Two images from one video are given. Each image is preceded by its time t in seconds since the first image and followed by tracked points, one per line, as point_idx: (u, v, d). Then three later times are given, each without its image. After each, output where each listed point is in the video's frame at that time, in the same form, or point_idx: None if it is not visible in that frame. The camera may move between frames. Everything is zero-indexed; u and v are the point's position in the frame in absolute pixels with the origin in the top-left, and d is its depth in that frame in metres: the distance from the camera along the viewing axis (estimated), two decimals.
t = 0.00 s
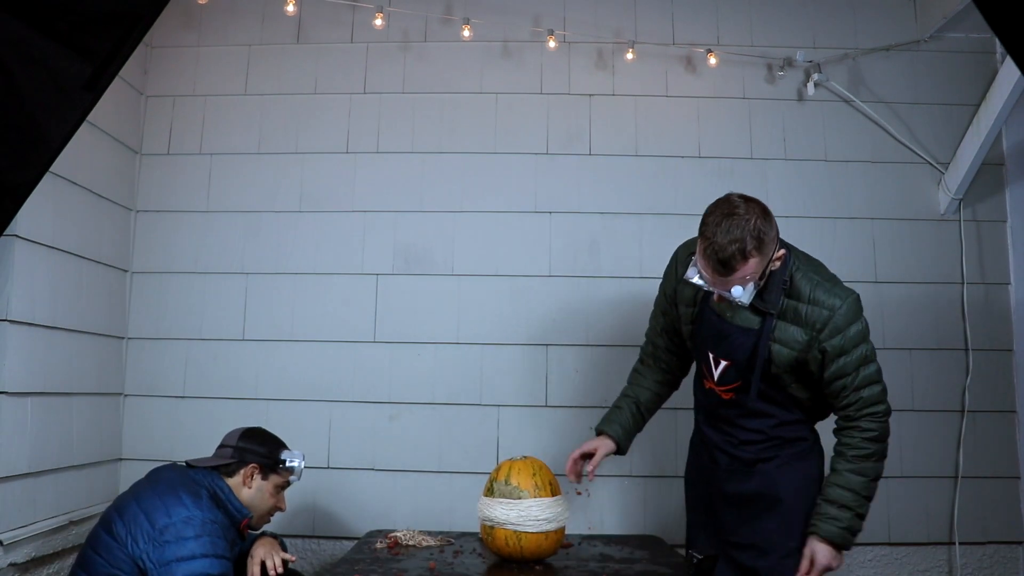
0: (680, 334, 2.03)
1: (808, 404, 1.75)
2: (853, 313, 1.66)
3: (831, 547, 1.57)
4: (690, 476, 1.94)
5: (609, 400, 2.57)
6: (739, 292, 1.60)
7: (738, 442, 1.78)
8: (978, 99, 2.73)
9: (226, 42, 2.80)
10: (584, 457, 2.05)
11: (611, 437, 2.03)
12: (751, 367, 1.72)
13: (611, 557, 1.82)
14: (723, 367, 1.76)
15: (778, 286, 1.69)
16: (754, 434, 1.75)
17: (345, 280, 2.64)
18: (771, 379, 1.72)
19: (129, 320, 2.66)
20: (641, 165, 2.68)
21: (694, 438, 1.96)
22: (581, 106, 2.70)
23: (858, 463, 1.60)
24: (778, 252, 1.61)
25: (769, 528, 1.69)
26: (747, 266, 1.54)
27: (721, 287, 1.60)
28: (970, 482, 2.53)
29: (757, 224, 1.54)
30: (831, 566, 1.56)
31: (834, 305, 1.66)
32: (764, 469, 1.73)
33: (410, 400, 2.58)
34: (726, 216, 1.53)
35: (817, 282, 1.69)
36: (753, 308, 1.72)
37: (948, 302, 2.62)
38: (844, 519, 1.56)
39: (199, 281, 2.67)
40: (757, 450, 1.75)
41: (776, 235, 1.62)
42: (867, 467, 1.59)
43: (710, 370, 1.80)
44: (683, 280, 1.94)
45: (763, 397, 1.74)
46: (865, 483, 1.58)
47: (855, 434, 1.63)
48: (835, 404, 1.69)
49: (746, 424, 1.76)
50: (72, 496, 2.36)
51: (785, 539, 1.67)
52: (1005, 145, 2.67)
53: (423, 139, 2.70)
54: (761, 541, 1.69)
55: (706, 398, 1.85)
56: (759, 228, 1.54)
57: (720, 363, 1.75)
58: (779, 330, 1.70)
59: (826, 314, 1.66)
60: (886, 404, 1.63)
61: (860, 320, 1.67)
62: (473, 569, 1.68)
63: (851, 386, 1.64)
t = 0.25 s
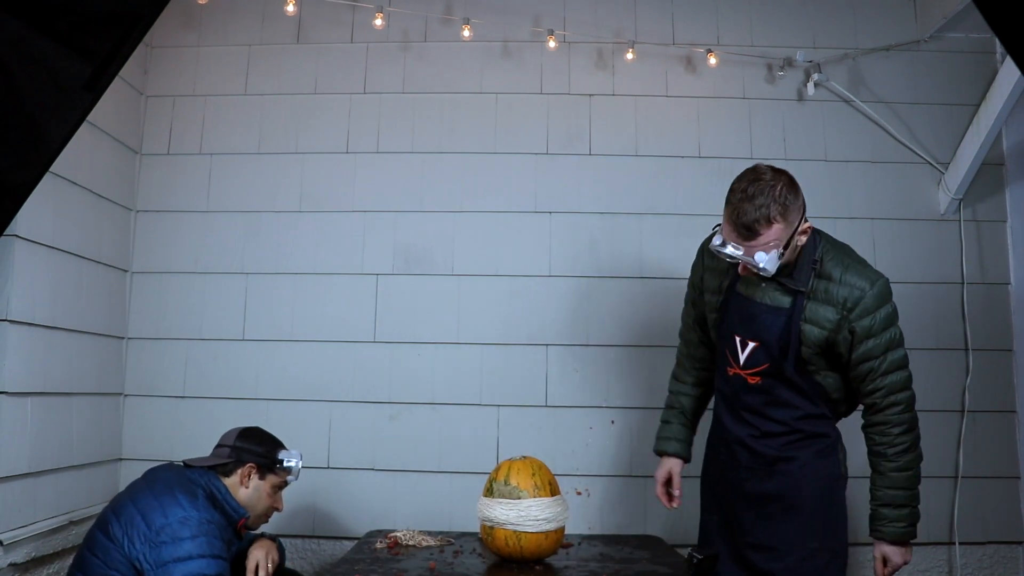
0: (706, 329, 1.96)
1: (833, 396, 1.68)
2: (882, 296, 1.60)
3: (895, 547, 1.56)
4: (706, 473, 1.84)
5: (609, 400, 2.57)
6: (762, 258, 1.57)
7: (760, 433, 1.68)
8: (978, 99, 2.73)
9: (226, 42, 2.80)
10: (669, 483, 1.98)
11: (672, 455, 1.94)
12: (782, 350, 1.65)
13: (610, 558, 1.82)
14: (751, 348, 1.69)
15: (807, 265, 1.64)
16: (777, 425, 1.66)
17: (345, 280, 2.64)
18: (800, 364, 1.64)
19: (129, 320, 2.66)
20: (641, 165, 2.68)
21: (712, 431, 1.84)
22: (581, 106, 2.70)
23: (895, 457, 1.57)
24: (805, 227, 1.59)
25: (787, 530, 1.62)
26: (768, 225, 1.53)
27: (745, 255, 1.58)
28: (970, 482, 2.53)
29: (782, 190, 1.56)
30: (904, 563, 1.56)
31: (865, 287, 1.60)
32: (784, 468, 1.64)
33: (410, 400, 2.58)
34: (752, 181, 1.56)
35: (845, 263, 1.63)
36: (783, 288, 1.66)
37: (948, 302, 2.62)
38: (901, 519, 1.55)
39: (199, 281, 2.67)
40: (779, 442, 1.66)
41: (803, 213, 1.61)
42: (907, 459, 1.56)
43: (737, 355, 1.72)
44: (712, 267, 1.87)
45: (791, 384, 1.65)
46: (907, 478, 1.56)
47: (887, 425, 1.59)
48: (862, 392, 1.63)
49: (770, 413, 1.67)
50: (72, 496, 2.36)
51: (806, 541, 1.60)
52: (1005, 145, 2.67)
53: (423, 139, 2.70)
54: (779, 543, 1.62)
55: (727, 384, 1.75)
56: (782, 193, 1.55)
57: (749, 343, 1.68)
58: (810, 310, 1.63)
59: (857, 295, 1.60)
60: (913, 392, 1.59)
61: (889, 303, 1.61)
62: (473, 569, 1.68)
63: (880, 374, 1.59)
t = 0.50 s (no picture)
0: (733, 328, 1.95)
1: (856, 389, 1.65)
2: (906, 281, 1.60)
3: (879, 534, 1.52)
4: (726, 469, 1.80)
5: (609, 400, 2.57)
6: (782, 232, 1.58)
7: (783, 424, 1.64)
8: (978, 99, 2.73)
9: (226, 41, 2.80)
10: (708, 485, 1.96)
11: (710, 455, 1.92)
12: (808, 336, 1.64)
13: (611, 558, 1.82)
14: (777, 335, 1.68)
15: (831, 249, 1.66)
16: (800, 415, 1.63)
17: (345, 280, 2.64)
18: (826, 352, 1.62)
19: (129, 320, 2.66)
20: (641, 165, 2.68)
21: (733, 428, 1.79)
22: (581, 106, 2.70)
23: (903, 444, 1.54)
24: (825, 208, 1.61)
25: (810, 527, 1.58)
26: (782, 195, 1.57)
27: (764, 227, 1.60)
28: (970, 482, 2.53)
29: (799, 165, 1.61)
30: (884, 552, 1.51)
31: (889, 271, 1.61)
32: (808, 461, 1.60)
33: (410, 400, 2.58)
34: (770, 158, 1.63)
35: (869, 249, 1.64)
36: (809, 273, 1.67)
37: (948, 302, 2.61)
38: (892, 504, 1.51)
39: (199, 281, 2.67)
40: (803, 434, 1.62)
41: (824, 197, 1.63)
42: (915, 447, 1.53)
43: (763, 343, 1.70)
44: (738, 265, 1.87)
45: (817, 372, 1.63)
46: (911, 466, 1.52)
47: (898, 412, 1.57)
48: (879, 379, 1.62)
49: (795, 403, 1.63)
50: (72, 496, 2.36)
51: (829, 538, 1.56)
52: (1005, 145, 2.67)
53: (423, 139, 2.70)
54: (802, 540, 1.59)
55: (750, 374, 1.72)
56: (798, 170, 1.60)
57: (776, 329, 1.67)
58: (836, 294, 1.63)
59: (882, 278, 1.60)
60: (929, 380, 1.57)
61: (913, 290, 1.61)
62: (473, 569, 1.68)
63: (897, 358, 1.58)
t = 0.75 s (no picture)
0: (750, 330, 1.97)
1: (871, 383, 1.65)
2: (922, 273, 1.61)
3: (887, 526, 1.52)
4: (739, 465, 1.81)
5: (610, 401, 2.57)
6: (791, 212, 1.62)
7: (797, 416, 1.65)
8: (978, 99, 2.72)
9: (226, 42, 2.80)
10: (705, 484, 1.95)
11: (712, 453, 1.92)
12: (824, 325, 1.66)
13: (611, 558, 1.82)
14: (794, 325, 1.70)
15: (848, 241, 1.68)
16: (814, 407, 1.63)
17: (345, 280, 2.64)
18: (842, 342, 1.64)
19: (129, 320, 2.66)
20: (641, 165, 2.68)
21: (747, 423, 1.80)
22: (581, 106, 2.70)
23: (913, 436, 1.53)
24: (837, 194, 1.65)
25: (818, 524, 1.58)
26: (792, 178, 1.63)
27: (774, 212, 1.65)
28: (970, 482, 2.53)
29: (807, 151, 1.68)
30: (892, 545, 1.50)
31: (905, 262, 1.61)
32: (820, 455, 1.60)
33: (410, 400, 2.58)
34: (777, 152, 1.72)
35: (885, 242, 1.65)
36: (827, 265, 1.70)
37: (948, 302, 2.61)
38: (903, 497, 1.51)
39: (199, 281, 2.67)
40: (818, 426, 1.62)
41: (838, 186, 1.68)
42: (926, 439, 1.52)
43: (779, 335, 1.72)
44: (756, 263, 1.89)
45: (833, 364, 1.64)
46: (923, 458, 1.52)
47: (911, 404, 1.56)
48: (893, 372, 1.61)
49: (809, 394, 1.64)
50: (72, 496, 2.36)
51: (836, 536, 1.56)
52: (1005, 145, 2.67)
53: (423, 139, 2.70)
54: (808, 538, 1.59)
55: (766, 367, 1.74)
56: (810, 158, 1.66)
57: (793, 320, 1.70)
58: (852, 285, 1.65)
59: (897, 269, 1.61)
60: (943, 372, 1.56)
61: (929, 282, 1.61)
62: (473, 569, 1.68)
63: (910, 349, 1.58)
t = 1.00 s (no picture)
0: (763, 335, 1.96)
1: (883, 381, 1.65)
2: (931, 268, 1.62)
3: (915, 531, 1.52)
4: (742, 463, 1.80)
5: (610, 401, 2.57)
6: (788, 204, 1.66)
7: (806, 411, 1.64)
8: (978, 99, 2.72)
9: (226, 42, 2.80)
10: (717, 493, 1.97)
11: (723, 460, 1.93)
12: (835, 320, 1.66)
13: (611, 558, 1.82)
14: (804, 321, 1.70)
15: (858, 236, 1.70)
16: (823, 402, 1.62)
17: (345, 280, 2.64)
18: (853, 337, 1.64)
19: (129, 320, 2.66)
20: (641, 165, 2.68)
21: (752, 419, 1.80)
22: (581, 106, 2.70)
23: (931, 435, 1.54)
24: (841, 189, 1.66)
25: (820, 521, 1.59)
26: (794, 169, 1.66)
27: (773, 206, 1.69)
28: (970, 482, 2.53)
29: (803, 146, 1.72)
30: (924, 551, 1.50)
31: (913, 258, 1.62)
32: (826, 452, 1.60)
33: (410, 400, 2.58)
34: (776, 149, 1.76)
35: (893, 238, 1.67)
36: (837, 261, 1.71)
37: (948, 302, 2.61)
38: (927, 499, 1.50)
39: (199, 281, 2.67)
40: (825, 420, 1.61)
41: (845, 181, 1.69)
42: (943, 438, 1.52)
43: (789, 331, 1.72)
44: (768, 265, 1.90)
45: (842, 358, 1.63)
46: (943, 458, 1.52)
47: (925, 401, 1.56)
48: (904, 369, 1.62)
49: (818, 388, 1.63)
50: (72, 496, 2.36)
51: (839, 534, 1.57)
52: (1005, 145, 2.67)
53: (423, 139, 2.70)
54: (808, 534, 1.60)
55: (775, 363, 1.73)
56: (814, 151, 1.69)
57: (803, 316, 1.70)
58: (862, 281, 1.66)
59: (906, 264, 1.62)
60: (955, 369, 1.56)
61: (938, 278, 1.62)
62: (473, 569, 1.68)
63: (922, 346, 1.58)
